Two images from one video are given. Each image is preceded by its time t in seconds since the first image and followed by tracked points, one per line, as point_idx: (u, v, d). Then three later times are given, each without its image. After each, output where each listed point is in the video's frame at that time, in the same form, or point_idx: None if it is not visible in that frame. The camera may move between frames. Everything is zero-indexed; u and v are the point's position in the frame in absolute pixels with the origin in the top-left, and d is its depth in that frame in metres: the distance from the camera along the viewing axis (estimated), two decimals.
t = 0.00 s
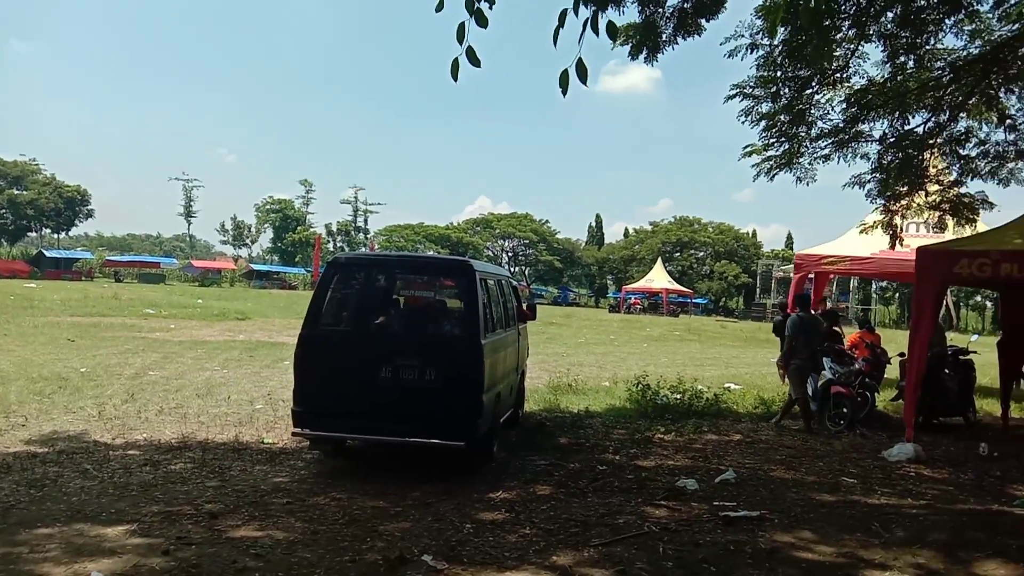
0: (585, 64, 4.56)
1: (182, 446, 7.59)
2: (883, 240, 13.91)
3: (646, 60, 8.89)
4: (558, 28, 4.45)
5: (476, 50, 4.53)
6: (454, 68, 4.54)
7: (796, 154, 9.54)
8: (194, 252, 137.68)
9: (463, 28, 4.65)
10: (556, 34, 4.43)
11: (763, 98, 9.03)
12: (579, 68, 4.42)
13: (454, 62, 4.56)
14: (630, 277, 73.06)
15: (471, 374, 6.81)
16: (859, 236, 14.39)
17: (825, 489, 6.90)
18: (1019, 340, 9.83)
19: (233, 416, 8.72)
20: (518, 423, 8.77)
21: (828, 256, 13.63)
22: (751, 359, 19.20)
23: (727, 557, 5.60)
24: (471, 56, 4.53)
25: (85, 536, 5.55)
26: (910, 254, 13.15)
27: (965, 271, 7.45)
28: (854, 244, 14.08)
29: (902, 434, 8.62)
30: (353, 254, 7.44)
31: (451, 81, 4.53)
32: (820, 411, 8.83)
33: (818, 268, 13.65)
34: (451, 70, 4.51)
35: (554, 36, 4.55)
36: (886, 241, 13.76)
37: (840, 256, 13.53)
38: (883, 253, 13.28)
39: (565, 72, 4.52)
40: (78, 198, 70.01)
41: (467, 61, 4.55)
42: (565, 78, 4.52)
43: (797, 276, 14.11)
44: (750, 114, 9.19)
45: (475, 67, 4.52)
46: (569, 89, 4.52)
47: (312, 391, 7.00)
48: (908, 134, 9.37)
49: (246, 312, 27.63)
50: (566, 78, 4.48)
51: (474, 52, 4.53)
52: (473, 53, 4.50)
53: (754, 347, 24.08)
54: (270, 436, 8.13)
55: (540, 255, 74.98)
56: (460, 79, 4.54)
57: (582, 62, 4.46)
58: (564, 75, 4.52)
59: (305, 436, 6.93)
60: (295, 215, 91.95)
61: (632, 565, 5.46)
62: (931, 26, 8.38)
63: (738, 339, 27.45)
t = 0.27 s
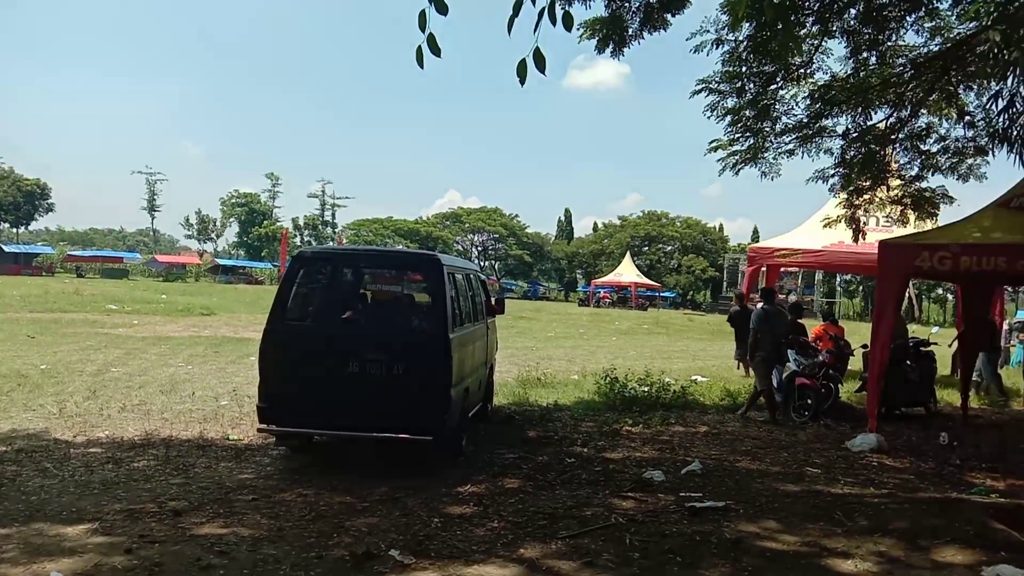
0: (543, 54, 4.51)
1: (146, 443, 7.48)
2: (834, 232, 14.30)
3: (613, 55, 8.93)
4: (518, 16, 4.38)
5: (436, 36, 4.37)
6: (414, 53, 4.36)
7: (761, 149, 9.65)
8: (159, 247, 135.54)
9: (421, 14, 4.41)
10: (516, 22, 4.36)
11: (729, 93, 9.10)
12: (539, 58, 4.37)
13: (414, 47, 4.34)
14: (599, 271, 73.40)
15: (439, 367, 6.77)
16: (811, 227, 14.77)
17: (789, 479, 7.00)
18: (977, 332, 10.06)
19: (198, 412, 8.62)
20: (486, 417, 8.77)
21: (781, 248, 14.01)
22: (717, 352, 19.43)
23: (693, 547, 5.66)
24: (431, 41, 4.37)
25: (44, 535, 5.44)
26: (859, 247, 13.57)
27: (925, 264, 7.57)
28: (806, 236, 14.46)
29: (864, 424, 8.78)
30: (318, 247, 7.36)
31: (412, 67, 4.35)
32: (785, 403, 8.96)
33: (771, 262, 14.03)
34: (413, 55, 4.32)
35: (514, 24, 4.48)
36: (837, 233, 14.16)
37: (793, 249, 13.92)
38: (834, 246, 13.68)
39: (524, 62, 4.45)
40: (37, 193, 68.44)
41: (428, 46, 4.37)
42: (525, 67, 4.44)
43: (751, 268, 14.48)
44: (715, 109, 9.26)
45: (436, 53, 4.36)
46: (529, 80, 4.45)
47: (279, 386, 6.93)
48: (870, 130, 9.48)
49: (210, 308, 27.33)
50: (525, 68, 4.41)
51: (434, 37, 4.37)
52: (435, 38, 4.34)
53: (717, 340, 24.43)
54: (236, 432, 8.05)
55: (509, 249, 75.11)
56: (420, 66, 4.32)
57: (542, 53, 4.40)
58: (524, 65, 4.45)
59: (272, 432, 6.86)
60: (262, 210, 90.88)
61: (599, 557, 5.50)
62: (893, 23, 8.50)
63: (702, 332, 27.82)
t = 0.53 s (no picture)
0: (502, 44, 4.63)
1: (104, 441, 7.35)
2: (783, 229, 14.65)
3: (581, 51, 8.96)
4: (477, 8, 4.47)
5: (389, 24, 4.35)
6: (367, 41, 4.37)
7: (726, 148, 9.75)
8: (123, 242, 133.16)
9: None
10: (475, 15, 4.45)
11: (695, 92, 9.17)
12: (500, 49, 4.51)
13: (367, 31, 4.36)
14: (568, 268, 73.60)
15: (405, 364, 6.74)
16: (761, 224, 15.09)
17: (751, 474, 7.09)
18: (934, 330, 10.29)
19: (158, 409, 8.49)
20: (452, 414, 8.76)
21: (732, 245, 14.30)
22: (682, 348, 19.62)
23: (655, 542, 5.71)
24: (383, 30, 4.35)
25: None
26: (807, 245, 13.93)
27: (885, 262, 7.69)
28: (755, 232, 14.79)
29: (825, 420, 8.92)
30: (282, 243, 7.28)
31: (362, 54, 4.37)
32: (748, 399, 9.07)
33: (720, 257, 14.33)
34: (363, 42, 4.35)
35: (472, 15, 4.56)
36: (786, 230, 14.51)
37: (742, 245, 14.21)
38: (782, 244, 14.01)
39: (485, 51, 4.58)
40: None
41: (379, 34, 4.35)
42: (484, 57, 4.60)
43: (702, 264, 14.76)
44: (682, 107, 9.33)
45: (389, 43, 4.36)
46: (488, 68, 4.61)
47: (241, 383, 6.85)
48: (833, 129, 9.62)
49: (173, 303, 26.91)
50: (485, 58, 4.56)
51: (387, 24, 4.34)
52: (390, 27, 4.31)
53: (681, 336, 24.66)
54: (197, 430, 7.94)
55: (478, 245, 75.06)
56: (368, 50, 4.40)
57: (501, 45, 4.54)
58: (484, 53, 4.58)
59: (234, 429, 6.78)
60: (228, 204, 89.69)
61: (562, 552, 5.52)
62: (856, 24, 8.62)
63: (665, 329, 28.07)
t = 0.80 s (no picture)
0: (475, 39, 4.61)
1: (69, 440, 7.24)
2: (737, 222, 14.76)
3: (551, 47, 8.96)
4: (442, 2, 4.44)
5: (350, 16, 4.33)
6: (326, 30, 4.36)
7: (696, 144, 9.82)
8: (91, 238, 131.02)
9: None
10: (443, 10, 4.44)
11: (665, 88, 9.21)
12: (468, 43, 4.50)
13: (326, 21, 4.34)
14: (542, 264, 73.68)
15: (375, 361, 6.71)
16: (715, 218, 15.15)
17: (720, 468, 7.16)
18: (900, 324, 10.46)
19: (126, 408, 8.38)
20: (425, 410, 8.74)
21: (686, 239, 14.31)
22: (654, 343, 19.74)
23: (626, 536, 5.74)
24: (342, 22, 4.33)
25: None
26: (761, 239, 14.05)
27: (851, 258, 7.87)
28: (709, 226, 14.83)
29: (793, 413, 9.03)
30: (249, 239, 7.21)
31: (319, 44, 4.38)
32: (718, 393, 9.15)
33: (675, 251, 14.33)
34: (322, 33, 4.35)
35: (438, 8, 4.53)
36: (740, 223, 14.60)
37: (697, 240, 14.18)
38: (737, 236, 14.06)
39: (456, 46, 4.56)
40: None
41: (338, 26, 4.33)
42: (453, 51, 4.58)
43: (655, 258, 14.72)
44: (652, 104, 9.38)
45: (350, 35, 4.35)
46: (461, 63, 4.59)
47: (209, 381, 6.78)
48: (801, 126, 9.74)
49: (141, 300, 26.52)
50: (458, 52, 4.54)
51: (345, 15, 4.31)
52: (348, 19, 4.28)
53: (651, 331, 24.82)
54: (165, 429, 7.85)
55: (451, 241, 74.88)
56: (324, 39, 4.39)
57: (471, 39, 4.51)
58: (456, 49, 4.56)
59: (201, 428, 6.72)
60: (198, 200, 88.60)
61: (533, 547, 5.53)
62: (824, 22, 8.71)
63: (635, 325, 28.22)
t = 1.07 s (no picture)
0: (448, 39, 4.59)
1: (35, 442, 7.12)
2: (691, 225, 15.61)
3: (527, 48, 8.97)
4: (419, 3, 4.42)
5: (328, 17, 4.29)
6: (308, 33, 4.35)
7: (669, 147, 9.90)
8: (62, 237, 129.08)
9: None
10: (416, 10, 4.40)
11: (639, 91, 9.26)
12: (443, 44, 4.47)
13: (309, 25, 4.35)
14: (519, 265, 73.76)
15: (346, 362, 6.67)
16: (670, 220, 15.99)
17: (693, 468, 7.21)
18: (869, 326, 10.60)
19: (93, 410, 8.27)
20: (398, 411, 8.71)
21: (641, 241, 15.30)
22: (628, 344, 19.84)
23: (598, 536, 5.76)
24: (320, 23, 4.28)
25: None
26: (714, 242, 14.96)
27: (823, 260, 7.95)
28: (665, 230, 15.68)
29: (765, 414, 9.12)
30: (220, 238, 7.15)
31: (303, 47, 4.35)
32: (691, 393, 9.22)
33: (632, 254, 15.37)
34: (303, 35, 4.33)
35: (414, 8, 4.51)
36: (694, 226, 15.49)
37: (652, 242, 15.15)
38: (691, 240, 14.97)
39: (429, 46, 4.53)
40: None
41: (319, 28, 4.32)
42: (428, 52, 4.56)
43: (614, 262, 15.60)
44: (626, 106, 9.43)
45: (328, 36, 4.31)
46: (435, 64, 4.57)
47: (178, 382, 6.71)
48: (773, 129, 9.85)
49: (111, 300, 26.16)
50: (426, 53, 4.47)
51: (326, 18, 4.29)
52: (328, 21, 4.24)
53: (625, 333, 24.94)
54: (133, 430, 7.75)
55: (427, 242, 74.71)
56: (310, 43, 4.39)
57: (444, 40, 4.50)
58: (427, 49, 4.53)
59: (170, 429, 6.64)
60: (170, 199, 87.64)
61: (505, 548, 5.53)
62: (796, 27, 8.81)
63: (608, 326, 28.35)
